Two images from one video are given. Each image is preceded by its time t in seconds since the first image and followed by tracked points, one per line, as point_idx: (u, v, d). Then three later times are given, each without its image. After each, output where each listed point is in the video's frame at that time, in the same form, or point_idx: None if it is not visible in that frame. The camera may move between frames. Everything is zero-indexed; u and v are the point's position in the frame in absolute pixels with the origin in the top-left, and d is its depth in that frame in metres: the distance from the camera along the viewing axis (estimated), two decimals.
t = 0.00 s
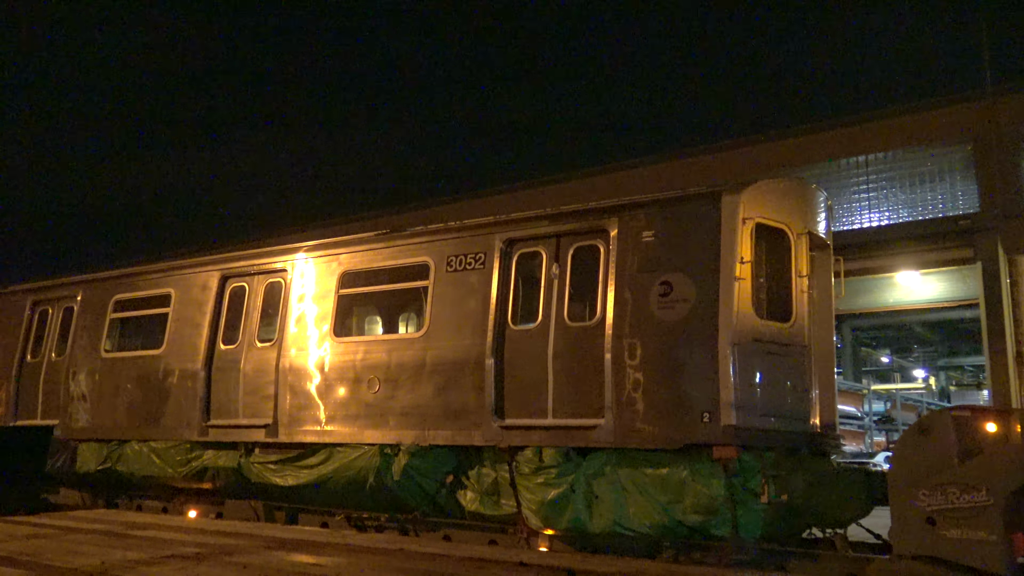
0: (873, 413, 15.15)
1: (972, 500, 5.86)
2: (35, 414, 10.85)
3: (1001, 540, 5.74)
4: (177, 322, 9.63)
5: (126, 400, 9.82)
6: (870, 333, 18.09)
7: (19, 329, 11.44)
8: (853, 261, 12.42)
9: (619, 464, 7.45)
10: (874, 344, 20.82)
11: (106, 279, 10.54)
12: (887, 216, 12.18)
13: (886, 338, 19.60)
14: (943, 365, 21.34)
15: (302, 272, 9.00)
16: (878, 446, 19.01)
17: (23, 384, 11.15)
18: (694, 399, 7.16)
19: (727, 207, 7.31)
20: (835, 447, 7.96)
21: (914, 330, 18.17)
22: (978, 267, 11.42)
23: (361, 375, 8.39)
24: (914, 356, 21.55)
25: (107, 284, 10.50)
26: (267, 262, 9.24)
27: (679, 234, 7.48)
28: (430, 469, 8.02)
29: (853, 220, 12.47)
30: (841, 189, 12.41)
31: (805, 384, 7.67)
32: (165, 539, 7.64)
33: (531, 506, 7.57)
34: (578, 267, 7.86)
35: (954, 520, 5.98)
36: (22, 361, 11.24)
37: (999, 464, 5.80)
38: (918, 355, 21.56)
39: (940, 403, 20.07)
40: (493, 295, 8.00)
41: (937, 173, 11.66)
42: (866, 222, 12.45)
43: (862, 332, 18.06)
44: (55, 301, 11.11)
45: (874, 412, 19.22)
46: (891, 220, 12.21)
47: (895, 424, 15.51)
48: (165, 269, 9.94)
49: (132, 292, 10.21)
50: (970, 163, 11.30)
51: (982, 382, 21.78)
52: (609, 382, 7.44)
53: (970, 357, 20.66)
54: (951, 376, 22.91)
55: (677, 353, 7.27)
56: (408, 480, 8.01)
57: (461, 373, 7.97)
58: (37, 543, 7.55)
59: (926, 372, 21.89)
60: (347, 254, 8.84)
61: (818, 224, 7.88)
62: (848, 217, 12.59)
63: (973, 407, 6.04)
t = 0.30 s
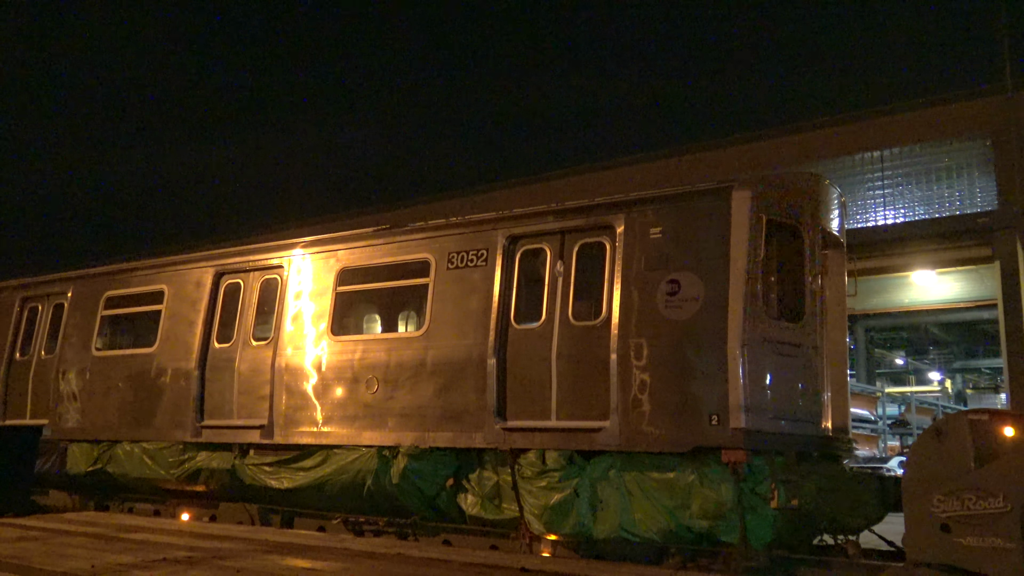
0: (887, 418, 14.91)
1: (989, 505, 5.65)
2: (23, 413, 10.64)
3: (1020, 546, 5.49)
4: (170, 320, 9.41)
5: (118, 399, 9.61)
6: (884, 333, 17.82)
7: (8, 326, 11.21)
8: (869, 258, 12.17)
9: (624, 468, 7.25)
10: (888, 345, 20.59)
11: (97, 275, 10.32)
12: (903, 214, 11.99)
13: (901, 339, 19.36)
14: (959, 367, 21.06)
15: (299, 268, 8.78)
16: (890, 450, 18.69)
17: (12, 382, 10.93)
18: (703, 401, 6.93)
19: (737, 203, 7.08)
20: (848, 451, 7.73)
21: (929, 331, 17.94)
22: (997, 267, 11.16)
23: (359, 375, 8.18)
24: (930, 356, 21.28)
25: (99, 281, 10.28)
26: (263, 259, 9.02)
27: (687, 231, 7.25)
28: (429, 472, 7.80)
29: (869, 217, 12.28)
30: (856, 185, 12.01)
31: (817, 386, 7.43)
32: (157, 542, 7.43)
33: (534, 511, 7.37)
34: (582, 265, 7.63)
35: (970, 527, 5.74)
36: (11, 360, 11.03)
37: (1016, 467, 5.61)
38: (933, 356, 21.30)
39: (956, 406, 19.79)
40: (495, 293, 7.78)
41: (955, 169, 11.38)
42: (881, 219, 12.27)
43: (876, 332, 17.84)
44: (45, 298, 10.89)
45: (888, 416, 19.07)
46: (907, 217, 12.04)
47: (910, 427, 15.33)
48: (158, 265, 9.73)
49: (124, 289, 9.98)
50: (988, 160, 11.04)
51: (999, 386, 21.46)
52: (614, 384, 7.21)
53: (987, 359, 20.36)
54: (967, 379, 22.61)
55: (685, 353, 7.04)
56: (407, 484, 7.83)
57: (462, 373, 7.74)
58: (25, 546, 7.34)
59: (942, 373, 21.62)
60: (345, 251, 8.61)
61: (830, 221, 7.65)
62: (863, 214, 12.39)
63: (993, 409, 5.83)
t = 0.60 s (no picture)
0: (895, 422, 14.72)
1: (997, 513, 5.78)
2: (11, 414, 10.46)
3: None
4: (161, 319, 9.24)
5: (107, 400, 9.43)
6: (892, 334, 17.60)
7: None
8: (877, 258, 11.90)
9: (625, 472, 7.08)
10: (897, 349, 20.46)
11: (87, 274, 10.15)
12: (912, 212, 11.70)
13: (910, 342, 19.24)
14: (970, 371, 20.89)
15: (293, 267, 8.61)
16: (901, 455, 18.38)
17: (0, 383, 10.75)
18: (707, 404, 6.77)
19: (742, 201, 6.91)
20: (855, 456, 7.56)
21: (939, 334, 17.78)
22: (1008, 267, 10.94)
23: (354, 376, 8.01)
24: (939, 357, 21.06)
25: (88, 279, 10.11)
26: (257, 257, 8.85)
27: (691, 229, 7.08)
28: (426, 476, 7.63)
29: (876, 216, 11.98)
30: (863, 183, 11.87)
31: (823, 389, 7.26)
32: (148, 546, 7.27)
33: (533, 516, 7.20)
34: (583, 264, 7.45)
35: (979, 534, 5.88)
36: None
37: None
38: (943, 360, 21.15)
39: (966, 411, 19.59)
40: (494, 293, 7.61)
41: (965, 166, 11.22)
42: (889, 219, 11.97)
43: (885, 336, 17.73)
44: (33, 296, 10.71)
45: (897, 421, 18.89)
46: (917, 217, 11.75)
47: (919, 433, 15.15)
48: (149, 263, 9.56)
49: (114, 288, 9.81)
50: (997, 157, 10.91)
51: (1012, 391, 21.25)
52: (616, 386, 7.04)
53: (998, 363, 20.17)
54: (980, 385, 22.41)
55: (689, 355, 6.88)
56: (404, 488, 7.65)
57: (459, 375, 7.58)
58: (13, 550, 7.17)
59: (950, 376, 21.38)
60: (341, 249, 8.44)
61: (838, 220, 7.48)
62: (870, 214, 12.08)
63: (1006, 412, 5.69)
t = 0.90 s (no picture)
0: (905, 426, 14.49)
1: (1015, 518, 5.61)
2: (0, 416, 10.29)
3: None
4: (154, 319, 9.06)
5: (99, 402, 9.26)
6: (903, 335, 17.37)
7: None
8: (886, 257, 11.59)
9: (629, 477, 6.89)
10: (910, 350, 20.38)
11: (77, 273, 9.97)
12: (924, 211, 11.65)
13: (923, 343, 19.18)
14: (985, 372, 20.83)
15: (290, 265, 8.43)
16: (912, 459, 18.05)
17: None
18: (713, 406, 6.59)
19: (750, 198, 6.74)
20: (865, 461, 7.37)
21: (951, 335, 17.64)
22: None
23: (352, 377, 7.83)
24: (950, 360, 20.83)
25: (79, 279, 9.93)
26: (252, 255, 8.67)
27: (697, 228, 6.90)
28: (425, 480, 7.46)
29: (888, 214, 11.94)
30: (874, 181, 11.70)
31: (832, 392, 7.08)
32: (140, 551, 7.09)
33: (534, 522, 7.03)
34: (585, 263, 7.27)
35: (994, 540, 5.69)
36: None
37: None
38: (957, 361, 21.09)
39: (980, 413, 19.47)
40: (494, 293, 7.43)
41: (979, 165, 11.09)
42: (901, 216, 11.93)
43: (898, 337, 17.65)
44: (23, 296, 10.54)
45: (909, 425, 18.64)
46: (929, 214, 11.70)
47: (931, 436, 14.93)
48: (141, 262, 9.38)
49: (105, 288, 9.63)
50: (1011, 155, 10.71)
51: None
52: (620, 388, 6.86)
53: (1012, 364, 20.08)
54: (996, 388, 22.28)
55: (695, 356, 6.70)
56: (403, 492, 7.49)
57: (459, 377, 7.40)
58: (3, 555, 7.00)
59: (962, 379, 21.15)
60: (338, 247, 8.26)
61: (848, 218, 7.29)
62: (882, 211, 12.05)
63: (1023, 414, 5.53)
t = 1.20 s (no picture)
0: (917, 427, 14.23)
1: None
2: None
3: None
4: (147, 316, 8.90)
5: (90, 401, 9.10)
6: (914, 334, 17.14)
7: None
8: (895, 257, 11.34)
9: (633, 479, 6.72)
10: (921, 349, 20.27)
11: (68, 269, 9.79)
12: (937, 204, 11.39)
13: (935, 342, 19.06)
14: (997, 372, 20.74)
15: (285, 262, 8.26)
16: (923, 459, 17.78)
17: None
18: (719, 407, 6.43)
19: (758, 193, 6.58)
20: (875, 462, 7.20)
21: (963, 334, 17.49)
22: None
23: (349, 376, 7.66)
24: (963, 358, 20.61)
25: (69, 274, 9.76)
26: (247, 251, 8.50)
27: (704, 223, 6.73)
28: (424, 482, 7.28)
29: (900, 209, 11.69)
30: (885, 176, 11.68)
31: (842, 392, 6.90)
32: (133, 554, 6.94)
33: (537, 524, 6.86)
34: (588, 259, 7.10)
35: (1008, 544, 5.52)
36: None
37: None
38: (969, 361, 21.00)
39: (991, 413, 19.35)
40: (495, 290, 7.26)
41: (992, 158, 11.08)
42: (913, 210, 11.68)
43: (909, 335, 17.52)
44: (13, 293, 10.38)
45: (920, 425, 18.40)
46: (942, 209, 11.44)
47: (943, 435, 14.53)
48: (133, 258, 9.21)
49: (97, 284, 9.46)
50: None
51: None
52: (624, 387, 6.69)
53: None
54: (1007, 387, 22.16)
55: (701, 355, 6.54)
56: (401, 494, 7.29)
57: (458, 376, 7.23)
58: None
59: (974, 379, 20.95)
60: (334, 243, 8.09)
61: (858, 214, 7.12)
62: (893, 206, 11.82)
63: None
